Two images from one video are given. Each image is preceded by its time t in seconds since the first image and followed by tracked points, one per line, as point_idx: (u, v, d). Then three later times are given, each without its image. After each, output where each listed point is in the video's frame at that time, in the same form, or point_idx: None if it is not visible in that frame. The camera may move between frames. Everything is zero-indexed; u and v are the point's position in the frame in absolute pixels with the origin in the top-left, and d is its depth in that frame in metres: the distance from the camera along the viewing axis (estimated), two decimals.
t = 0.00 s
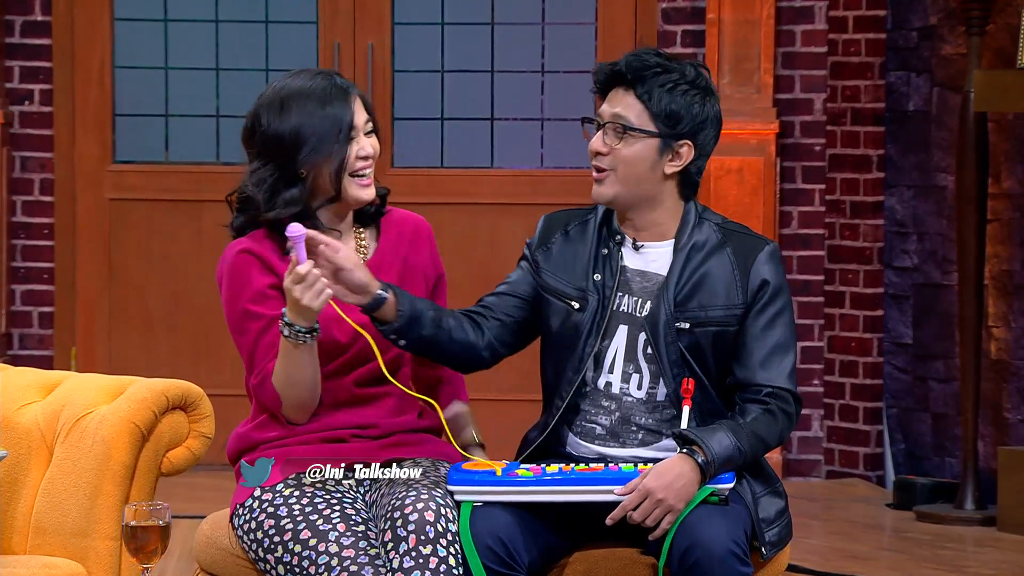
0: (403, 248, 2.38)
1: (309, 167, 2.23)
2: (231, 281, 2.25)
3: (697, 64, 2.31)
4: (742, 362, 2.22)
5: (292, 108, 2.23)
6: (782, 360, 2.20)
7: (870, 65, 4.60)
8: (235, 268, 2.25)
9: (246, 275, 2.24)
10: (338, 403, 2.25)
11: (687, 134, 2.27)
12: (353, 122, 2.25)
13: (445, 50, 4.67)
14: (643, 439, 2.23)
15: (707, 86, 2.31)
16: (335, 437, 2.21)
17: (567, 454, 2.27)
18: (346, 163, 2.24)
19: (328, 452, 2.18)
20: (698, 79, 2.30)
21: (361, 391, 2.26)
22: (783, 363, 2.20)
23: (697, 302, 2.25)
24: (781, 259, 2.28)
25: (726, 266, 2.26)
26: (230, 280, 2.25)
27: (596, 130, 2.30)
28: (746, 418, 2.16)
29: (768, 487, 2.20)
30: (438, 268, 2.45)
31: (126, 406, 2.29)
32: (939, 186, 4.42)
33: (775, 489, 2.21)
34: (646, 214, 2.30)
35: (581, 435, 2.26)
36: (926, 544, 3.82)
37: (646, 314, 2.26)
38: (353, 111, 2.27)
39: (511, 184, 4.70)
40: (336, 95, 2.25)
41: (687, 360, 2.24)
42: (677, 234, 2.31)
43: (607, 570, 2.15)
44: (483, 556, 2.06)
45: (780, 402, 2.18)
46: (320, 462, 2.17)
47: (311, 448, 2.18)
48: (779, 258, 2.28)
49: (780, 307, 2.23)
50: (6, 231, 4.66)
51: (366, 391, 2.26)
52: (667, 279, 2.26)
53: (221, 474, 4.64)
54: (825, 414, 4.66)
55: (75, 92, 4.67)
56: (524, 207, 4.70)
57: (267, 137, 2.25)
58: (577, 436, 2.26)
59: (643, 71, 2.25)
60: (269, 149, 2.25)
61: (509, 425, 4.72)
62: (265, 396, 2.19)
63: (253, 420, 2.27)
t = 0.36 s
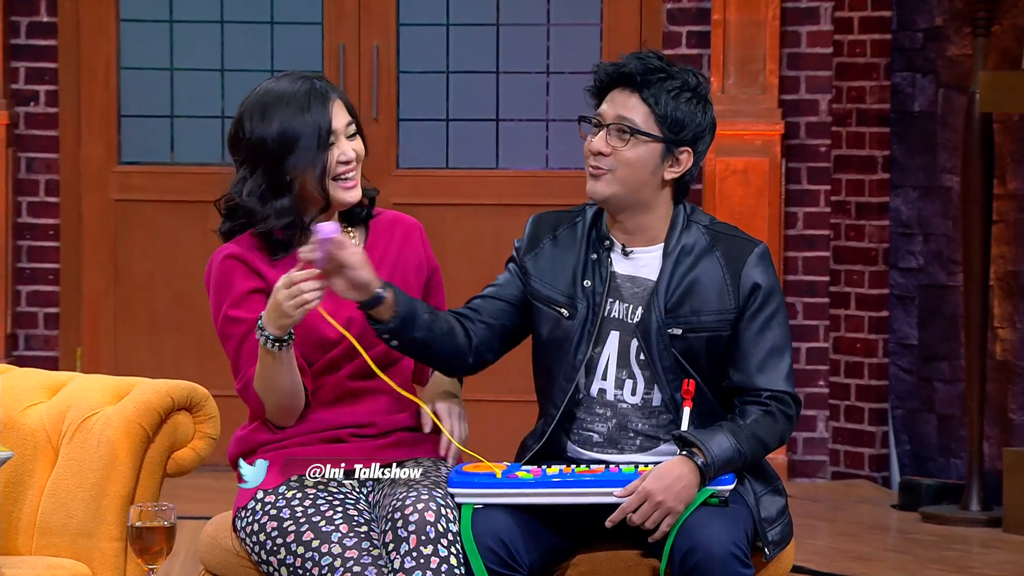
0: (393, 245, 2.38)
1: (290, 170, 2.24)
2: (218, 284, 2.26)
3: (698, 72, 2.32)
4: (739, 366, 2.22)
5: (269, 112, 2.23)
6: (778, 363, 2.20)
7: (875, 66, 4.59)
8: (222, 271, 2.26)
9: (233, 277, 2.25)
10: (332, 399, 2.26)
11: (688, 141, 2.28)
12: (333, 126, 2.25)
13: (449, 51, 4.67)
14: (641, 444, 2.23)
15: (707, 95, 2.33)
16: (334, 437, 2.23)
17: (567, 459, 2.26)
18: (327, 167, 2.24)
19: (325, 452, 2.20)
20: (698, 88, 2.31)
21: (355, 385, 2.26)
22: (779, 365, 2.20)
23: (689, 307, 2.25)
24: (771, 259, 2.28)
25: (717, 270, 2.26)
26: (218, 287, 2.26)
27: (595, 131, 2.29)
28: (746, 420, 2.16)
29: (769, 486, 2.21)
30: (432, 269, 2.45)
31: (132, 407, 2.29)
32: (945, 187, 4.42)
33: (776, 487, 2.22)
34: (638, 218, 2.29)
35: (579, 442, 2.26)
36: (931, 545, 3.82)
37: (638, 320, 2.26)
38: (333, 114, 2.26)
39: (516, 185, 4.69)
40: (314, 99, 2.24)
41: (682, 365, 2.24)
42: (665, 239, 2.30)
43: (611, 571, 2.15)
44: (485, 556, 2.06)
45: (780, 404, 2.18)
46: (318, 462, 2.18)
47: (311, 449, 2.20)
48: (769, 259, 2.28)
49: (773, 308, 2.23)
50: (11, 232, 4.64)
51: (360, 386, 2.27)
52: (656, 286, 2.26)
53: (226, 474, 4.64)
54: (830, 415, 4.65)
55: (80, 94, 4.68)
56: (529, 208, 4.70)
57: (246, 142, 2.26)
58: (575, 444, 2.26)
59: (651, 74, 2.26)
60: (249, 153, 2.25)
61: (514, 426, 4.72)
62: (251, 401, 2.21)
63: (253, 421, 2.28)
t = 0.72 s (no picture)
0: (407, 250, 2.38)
1: (282, 159, 2.30)
2: (231, 279, 2.27)
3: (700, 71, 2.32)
4: (746, 367, 2.22)
5: (258, 106, 2.32)
6: (785, 363, 2.20)
7: (882, 66, 4.59)
8: (236, 268, 2.27)
9: (246, 275, 2.26)
10: (340, 400, 2.26)
11: (692, 141, 2.28)
12: (321, 112, 2.30)
13: (456, 52, 4.67)
14: (649, 447, 2.23)
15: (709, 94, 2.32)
16: (343, 438, 2.23)
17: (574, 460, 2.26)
18: (316, 151, 2.29)
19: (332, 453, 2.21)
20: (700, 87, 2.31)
21: (363, 388, 2.26)
22: (787, 365, 2.20)
23: (695, 308, 2.25)
24: (777, 258, 2.28)
25: (723, 270, 2.26)
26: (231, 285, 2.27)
27: (600, 132, 2.28)
28: (753, 420, 2.16)
29: (774, 487, 2.20)
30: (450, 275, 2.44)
31: (139, 407, 2.29)
32: (952, 188, 4.43)
33: (781, 488, 2.21)
34: (643, 219, 2.29)
35: (587, 446, 2.26)
36: (937, 545, 3.82)
37: (644, 321, 2.26)
38: (322, 102, 2.31)
39: (523, 186, 4.69)
40: (300, 89, 2.31)
41: (689, 366, 2.24)
42: (671, 240, 2.30)
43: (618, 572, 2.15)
44: (490, 557, 2.06)
45: (787, 405, 2.18)
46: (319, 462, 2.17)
47: (317, 449, 2.21)
48: (775, 259, 2.28)
49: (779, 308, 2.23)
50: (18, 233, 4.65)
51: (368, 389, 2.26)
52: (663, 288, 2.26)
53: (233, 475, 4.64)
54: (837, 415, 4.64)
55: (87, 94, 4.68)
56: (536, 209, 4.70)
57: (241, 139, 2.35)
58: (584, 448, 2.26)
59: (655, 75, 2.25)
60: (244, 148, 2.34)
61: (521, 427, 4.72)
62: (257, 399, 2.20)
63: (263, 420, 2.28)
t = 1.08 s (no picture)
0: (419, 255, 2.33)
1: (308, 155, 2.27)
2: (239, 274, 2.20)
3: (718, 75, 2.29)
4: (755, 370, 2.21)
5: (283, 99, 2.27)
6: (795, 367, 2.20)
7: (884, 67, 4.59)
8: (248, 263, 2.21)
9: (256, 273, 2.20)
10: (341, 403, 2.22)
11: (717, 150, 2.27)
12: (350, 109, 2.26)
13: (458, 53, 4.67)
14: (654, 451, 2.23)
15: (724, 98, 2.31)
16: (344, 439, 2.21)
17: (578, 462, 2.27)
18: (340, 146, 2.25)
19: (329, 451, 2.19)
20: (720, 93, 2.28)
21: (367, 391, 2.23)
22: (796, 370, 2.20)
23: (706, 310, 2.24)
24: (788, 263, 2.28)
25: (735, 273, 2.26)
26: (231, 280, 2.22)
27: (631, 145, 2.22)
28: (761, 423, 2.16)
29: (779, 490, 2.20)
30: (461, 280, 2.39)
31: (140, 407, 2.30)
32: (954, 188, 4.43)
33: (786, 492, 2.21)
34: (663, 227, 2.28)
35: (593, 449, 2.26)
36: (940, 546, 3.81)
37: (654, 324, 2.26)
38: (351, 100, 2.27)
39: (525, 187, 4.70)
40: (330, 85, 2.27)
41: (698, 369, 2.24)
42: (683, 244, 2.30)
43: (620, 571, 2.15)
44: (494, 557, 2.06)
45: (795, 409, 2.19)
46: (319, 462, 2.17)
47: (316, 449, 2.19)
48: (787, 264, 2.29)
49: (790, 313, 2.23)
50: (20, 234, 4.65)
51: (372, 392, 2.24)
52: (674, 290, 2.26)
53: (234, 476, 4.64)
54: (838, 416, 4.65)
55: (89, 95, 4.68)
56: (538, 209, 4.70)
57: (264, 132, 2.31)
58: (590, 450, 2.26)
59: (687, 87, 2.22)
60: (266, 140, 2.30)
61: (523, 428, 4.72)
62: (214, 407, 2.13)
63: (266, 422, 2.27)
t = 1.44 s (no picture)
0: (424, 256, 2.35)
1: (324, 153, 2.30)
2: (243, 277, 2.24)
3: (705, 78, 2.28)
4: (758, 373, 2.21)
5: (302, 98, 2.31)
6: (798, 372, 2.20)
7: (882, 67, 4.59)
8: (253, 265, 2.24)
9: (260, 276, 2.24)
10: (345, 406, 2.26)
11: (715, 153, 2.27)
12: (367, 110, 2.30)
13: (456, 53, 4.67)
14: (654, 452, 2.22)
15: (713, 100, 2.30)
16: (347, 442, 2.23)
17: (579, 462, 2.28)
18: (357, 147, 2.29)
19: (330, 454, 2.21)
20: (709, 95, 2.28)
21: (370, 394, 2.27)
22: (800, 374, 2.20)
23: (708, 314, 2.24)
24: (791, 266, 2.28)
25: (738, 277, 2.26)
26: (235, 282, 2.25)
27: (636, 158, 2.20)
28: (764, 425, 2.16)
29: (781, 494, 2.19)
30: (467, 278, 2.42)
31: (139, 407, 2.30)
32: (952, 188, 4.43)
33: (788, 496, 2.20)
34: (669, 235, 2.26)
35: (593, 450, 2.27)
36: (939, 546, 3.81)
37: (655, 328, 2.26)
38: (369, 101, 2.31)
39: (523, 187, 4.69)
40: (350, 85, 2.30)
41: (700, 373, 2.24)
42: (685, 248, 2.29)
43: (619, 570, 2.15)
44: (494, 557, 2.06)
45: (799, 412, 2.18)
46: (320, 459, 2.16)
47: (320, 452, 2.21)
48: (789, 267, 2.28)
49: (792, 316, 2.22)
50: (19, 234, 4.65)
51: (376, 395, 2.27)
52: (677, 294, 2.26)
53: (233, 476, 4.64)
54: (837, 416, 4.65)
55: (88, 95, 4.68)
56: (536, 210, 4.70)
57: (281, 127, 2.33)
58: (589, 450, 2.27)
59: (685, 96, 2.21)
60: (283, 137, 2.33)
61: (522, 429, 4.71)
62: (213, 418, 2.21)
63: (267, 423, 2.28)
